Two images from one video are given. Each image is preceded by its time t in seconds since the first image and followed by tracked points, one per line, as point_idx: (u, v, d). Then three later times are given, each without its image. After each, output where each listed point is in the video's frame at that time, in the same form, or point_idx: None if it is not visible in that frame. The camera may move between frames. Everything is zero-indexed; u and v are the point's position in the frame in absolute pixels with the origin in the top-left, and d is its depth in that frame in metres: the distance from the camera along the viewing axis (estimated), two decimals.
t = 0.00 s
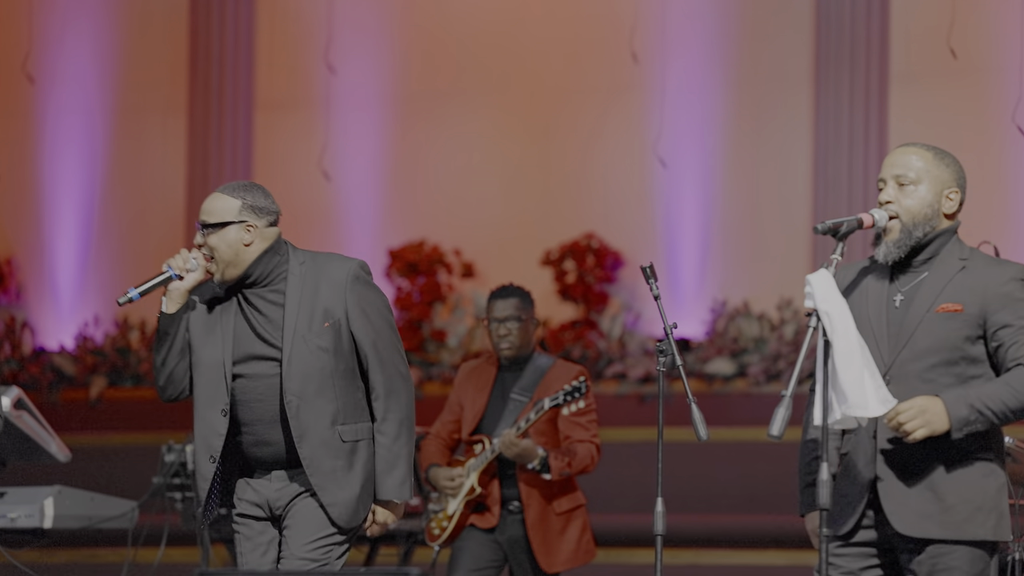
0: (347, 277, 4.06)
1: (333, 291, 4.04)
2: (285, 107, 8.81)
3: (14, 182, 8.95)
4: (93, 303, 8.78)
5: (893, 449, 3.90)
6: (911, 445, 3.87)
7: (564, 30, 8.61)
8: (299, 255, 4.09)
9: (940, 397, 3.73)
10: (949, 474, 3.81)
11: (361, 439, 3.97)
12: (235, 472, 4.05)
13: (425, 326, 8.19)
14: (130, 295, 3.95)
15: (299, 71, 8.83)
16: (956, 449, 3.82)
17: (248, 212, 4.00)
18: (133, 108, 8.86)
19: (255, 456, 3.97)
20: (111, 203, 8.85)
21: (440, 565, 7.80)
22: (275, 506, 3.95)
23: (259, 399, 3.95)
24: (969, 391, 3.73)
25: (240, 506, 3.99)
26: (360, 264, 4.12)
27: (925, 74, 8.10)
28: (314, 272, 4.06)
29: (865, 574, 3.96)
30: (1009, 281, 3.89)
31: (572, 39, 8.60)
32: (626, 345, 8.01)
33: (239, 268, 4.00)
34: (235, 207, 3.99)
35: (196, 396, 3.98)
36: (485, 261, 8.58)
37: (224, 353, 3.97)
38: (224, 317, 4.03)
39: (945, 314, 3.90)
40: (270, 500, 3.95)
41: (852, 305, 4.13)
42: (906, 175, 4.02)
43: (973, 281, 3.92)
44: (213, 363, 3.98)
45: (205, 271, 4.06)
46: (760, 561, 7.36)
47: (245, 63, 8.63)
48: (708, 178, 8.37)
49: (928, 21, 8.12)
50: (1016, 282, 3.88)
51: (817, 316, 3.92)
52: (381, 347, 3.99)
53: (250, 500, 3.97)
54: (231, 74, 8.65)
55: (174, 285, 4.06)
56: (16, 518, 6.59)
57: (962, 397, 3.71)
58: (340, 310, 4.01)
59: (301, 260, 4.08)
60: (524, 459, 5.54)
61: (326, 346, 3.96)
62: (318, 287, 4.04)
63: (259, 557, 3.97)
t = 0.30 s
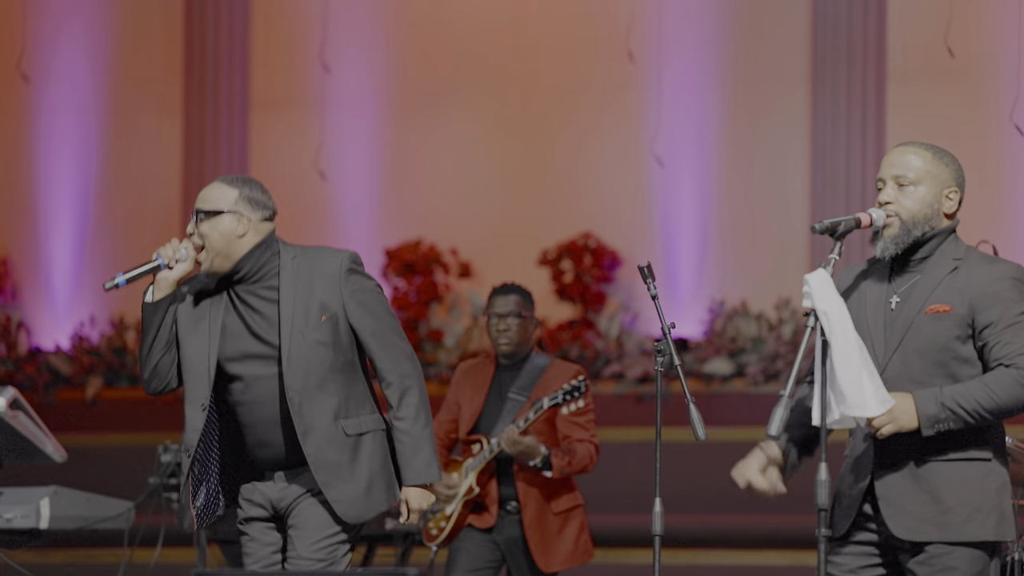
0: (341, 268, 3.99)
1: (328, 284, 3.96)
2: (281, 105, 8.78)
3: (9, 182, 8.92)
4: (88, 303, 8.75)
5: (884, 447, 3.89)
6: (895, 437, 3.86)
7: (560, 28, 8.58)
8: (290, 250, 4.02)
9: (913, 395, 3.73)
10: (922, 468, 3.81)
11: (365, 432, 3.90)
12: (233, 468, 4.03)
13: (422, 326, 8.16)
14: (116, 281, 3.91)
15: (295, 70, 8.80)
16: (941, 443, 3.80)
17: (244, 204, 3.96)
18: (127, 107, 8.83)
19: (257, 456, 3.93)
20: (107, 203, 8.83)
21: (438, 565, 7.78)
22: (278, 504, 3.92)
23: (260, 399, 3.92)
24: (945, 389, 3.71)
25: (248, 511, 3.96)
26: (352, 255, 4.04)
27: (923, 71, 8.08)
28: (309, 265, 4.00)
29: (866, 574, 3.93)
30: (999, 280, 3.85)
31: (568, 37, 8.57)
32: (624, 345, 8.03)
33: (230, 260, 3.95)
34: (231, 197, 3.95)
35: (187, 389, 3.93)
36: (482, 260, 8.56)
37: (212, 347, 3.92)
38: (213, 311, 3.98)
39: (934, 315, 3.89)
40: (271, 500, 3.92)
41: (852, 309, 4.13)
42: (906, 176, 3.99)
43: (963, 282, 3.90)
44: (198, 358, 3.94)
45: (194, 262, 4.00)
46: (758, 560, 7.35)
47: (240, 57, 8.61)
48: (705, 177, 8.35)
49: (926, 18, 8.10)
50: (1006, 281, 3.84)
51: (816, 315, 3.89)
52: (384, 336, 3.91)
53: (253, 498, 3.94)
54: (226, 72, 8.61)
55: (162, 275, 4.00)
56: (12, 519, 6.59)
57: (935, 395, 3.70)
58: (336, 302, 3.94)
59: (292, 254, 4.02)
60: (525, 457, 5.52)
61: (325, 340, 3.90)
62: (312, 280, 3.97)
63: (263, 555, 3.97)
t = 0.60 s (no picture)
0: (343, 275, 3.95)
1: (329, 292, 3.93)
2: (279, 102, 8.75)
3: (8, 180, 8.91)
4: (86, 302, 8.75)
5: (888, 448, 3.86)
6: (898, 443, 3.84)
7: (560, 27, 8.55)
8: (293, 256, 3.98)
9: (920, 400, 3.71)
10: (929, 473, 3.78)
11: (368, 439, 3.89)
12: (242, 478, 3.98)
13: (422, 325, 8.13)
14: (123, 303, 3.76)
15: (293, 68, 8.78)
16: (945, 449, 3.78)
17: (247, 215, 3.88)
18: (126, 106, 8.80)
19: (263, 461, 3.92)
20: (105, 201, 8.80)
21: (437, 565, 7.75)
22: (282, 509, 3.90)
23: (264, 408, 3.89)
24: (951, 394, 3.70)
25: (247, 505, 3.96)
26: (356, 261, 4.00)
27: (923, 70, 8.06)
28: (311, 272, 3.96)
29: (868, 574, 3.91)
30: (1002, 281, 3.83)
31: (567, 35, 8.55)
32: (624, 344, 7.99)
33: (234, 270, 3.88)
34: (235, 209, 3.86)
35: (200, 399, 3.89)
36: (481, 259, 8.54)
37: (225, 359, 3.88)
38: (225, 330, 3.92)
39: (936, 317, 3.86)
40: (278, 503, 3.90)
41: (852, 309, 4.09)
42: (907, 175, 3.97)
43: (965, 283, 3.88)
44: (213, 369, 3.89)
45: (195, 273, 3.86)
46: (759, 560, 7.32)
47: (239, 57, 8.56)
48: (705, 177, 8.33)
49: (926, 15, 8.07)
50: (1009, 282, 3.83)
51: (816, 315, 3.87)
52: (385, 345, 3.87)
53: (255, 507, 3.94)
54: (224, 69, 8.58)
55: (166, 289, 3.85)
56: (10, 519, 6.56)
57: (942, 401, 3.69)
58: (337, 310, 3.91)
59: (295, 260, 3.97)
60: (526, 459, 5.51)
61: (325, 349, 3.87)
62: (313, 287, 3.94)
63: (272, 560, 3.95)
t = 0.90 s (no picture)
0: (346, 278, 4.07)
1: (331, 294, 4.06)
2: (274, 97, 8.72)
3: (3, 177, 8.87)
4: (81, 298, 8.68)
5: (891, 448, 3.88)
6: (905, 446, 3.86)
7: (557, 22, 8.53)
8: (299, 254, 4.11)
9: (935, 398, 3.73)
10: (944, 476, 3.80)
11: (364, 442, 4.02)
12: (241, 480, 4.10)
13: (417, 322, 8.11)
14: (131, 283, 3.91)
15: (290, 64, 8.74)
16: (955, 451, 3.81)
17: (267, 209, 4.08)
18: (120, 101, 8.76)
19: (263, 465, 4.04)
20: (100, 197, 8.76)
21: (432, 565, 7.75)
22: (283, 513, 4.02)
23: (264, 410, 4.02)
24: (966, 392, 3.73)
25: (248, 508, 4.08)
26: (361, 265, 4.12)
27: (921, 67, 8.03)
28: (313, 273, 4.09)
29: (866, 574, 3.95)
30: (1004, 278, 3.87)
31: (564, 30, 8.52)
32: (620, 341, 7.96)
33: (244, 264, 4.07)
34: (256, 200, 4.07)
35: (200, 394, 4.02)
36: (477, 256, 8.49)
37: (222, 359, 4.04)
38: (226, 319, 4.09)
39: (939, 315, 3.89)
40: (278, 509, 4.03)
41: (849, 308, 4.11)
42: (904, 171, 4.00)
43: (967, 280, 3.91)
44: (212, 362, 4.04)
45: (207, 262, 4.06)
46: (755, 559, 7.31)
47: (235, 53, 8.53)
48: (702, 173, 8.29)
49: (925, 11, 8.05)
50: (1011, 279, 3.87)
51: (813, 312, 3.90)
52: (385, 350, 4.00)
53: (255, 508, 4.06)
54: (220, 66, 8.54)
55: (175, 275, 4.05)
56: (4, 517, 6.54)
57: (958, 398, 3.71)
58: (337, 313, 4.05)
59: (301, 258, 4.11)
60: (521, 458, 5.47)
61: (325, 353, 4.01)
62: (315, 289, 4.07)
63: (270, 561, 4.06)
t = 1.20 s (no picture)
0: (344, 264, 3.90)
1: (329, 279, 3.89)
2: (275, 95, 8.70)
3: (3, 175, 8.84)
4: (81, 296, 8.66)
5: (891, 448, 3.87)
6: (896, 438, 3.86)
7: (557, 19, 8.51)
8: (301, 239, 3.97)
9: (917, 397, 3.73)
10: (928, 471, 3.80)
11: (359, 429, 3.84)
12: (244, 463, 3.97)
13: (417, 319, 8.08)
14: (128, 247, 3.95)
15: (290, 61, 8.73)
16: (949, 446, 3.79)
17: (272, 194, 3.98)
18: (119, 99, 8.73)
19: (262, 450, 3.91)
20: (98, 194, 8.72)
21: (432, 563, 7.72)
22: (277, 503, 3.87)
23: (257, 393, 3.87)
24: (948, 390, 3.70)
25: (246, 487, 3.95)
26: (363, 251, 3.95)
27: (923, 64, 8.01)
28: (313, 258, 3.93)
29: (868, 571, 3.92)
30: (1002, 276, 3.83)
31: (564, 26, 8.49)
32: (621, 338, 7.94)
33: (245, 246, 3.96)
34: (262, 184, 3.97)
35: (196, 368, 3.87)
36: (478, 254, 8.47)
37: (222, 328, 3.90)
38: (227, 294, 3.96)
39: (935, 313, 3.86)
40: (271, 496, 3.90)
41: (851, 305, 4.11)
42: (907, 169, 3.98)
43: (964, 279, 3.88)
44: (209, 336, 3.90)
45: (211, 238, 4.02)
46: (757, 558, 7.28)
47: (234, 50, 8.51)
48: (703, 168, 8.27)
49: (926, 9, 8.03)
50: (1010, 278, 3.83)
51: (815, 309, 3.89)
52: (385, 336, 3.82)
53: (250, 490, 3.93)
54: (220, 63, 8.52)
55: (178, 246, 4.01)
56: (3, 515, 6.52)
57: (938, 397, 3.70)
58: (336, 299, 3.87)
59: (302, 243, 3.96)
60: (521, 455, 5.47)
61: (320, 338, 3.83)
62: (312, 274, 3.90)
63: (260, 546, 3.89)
